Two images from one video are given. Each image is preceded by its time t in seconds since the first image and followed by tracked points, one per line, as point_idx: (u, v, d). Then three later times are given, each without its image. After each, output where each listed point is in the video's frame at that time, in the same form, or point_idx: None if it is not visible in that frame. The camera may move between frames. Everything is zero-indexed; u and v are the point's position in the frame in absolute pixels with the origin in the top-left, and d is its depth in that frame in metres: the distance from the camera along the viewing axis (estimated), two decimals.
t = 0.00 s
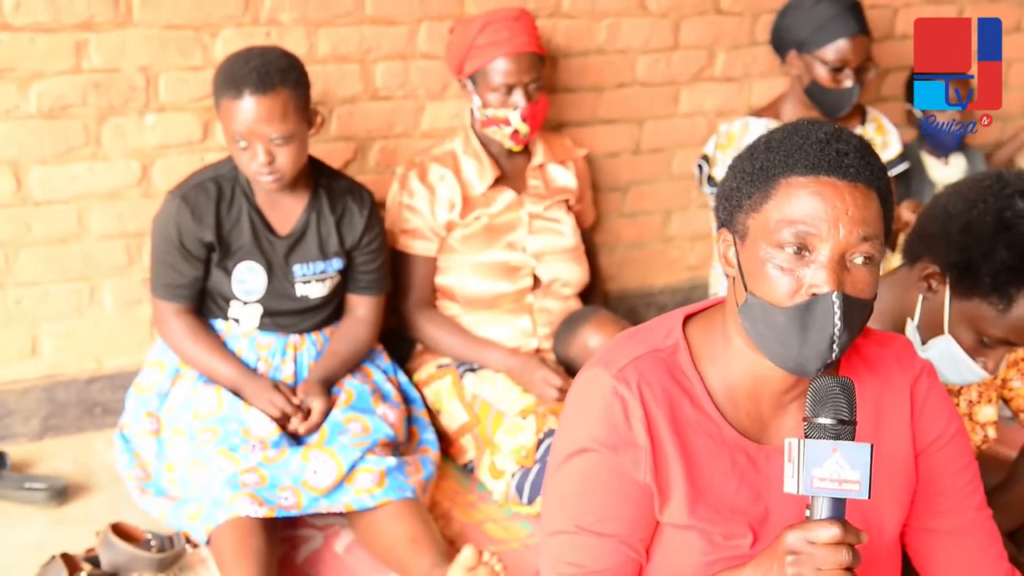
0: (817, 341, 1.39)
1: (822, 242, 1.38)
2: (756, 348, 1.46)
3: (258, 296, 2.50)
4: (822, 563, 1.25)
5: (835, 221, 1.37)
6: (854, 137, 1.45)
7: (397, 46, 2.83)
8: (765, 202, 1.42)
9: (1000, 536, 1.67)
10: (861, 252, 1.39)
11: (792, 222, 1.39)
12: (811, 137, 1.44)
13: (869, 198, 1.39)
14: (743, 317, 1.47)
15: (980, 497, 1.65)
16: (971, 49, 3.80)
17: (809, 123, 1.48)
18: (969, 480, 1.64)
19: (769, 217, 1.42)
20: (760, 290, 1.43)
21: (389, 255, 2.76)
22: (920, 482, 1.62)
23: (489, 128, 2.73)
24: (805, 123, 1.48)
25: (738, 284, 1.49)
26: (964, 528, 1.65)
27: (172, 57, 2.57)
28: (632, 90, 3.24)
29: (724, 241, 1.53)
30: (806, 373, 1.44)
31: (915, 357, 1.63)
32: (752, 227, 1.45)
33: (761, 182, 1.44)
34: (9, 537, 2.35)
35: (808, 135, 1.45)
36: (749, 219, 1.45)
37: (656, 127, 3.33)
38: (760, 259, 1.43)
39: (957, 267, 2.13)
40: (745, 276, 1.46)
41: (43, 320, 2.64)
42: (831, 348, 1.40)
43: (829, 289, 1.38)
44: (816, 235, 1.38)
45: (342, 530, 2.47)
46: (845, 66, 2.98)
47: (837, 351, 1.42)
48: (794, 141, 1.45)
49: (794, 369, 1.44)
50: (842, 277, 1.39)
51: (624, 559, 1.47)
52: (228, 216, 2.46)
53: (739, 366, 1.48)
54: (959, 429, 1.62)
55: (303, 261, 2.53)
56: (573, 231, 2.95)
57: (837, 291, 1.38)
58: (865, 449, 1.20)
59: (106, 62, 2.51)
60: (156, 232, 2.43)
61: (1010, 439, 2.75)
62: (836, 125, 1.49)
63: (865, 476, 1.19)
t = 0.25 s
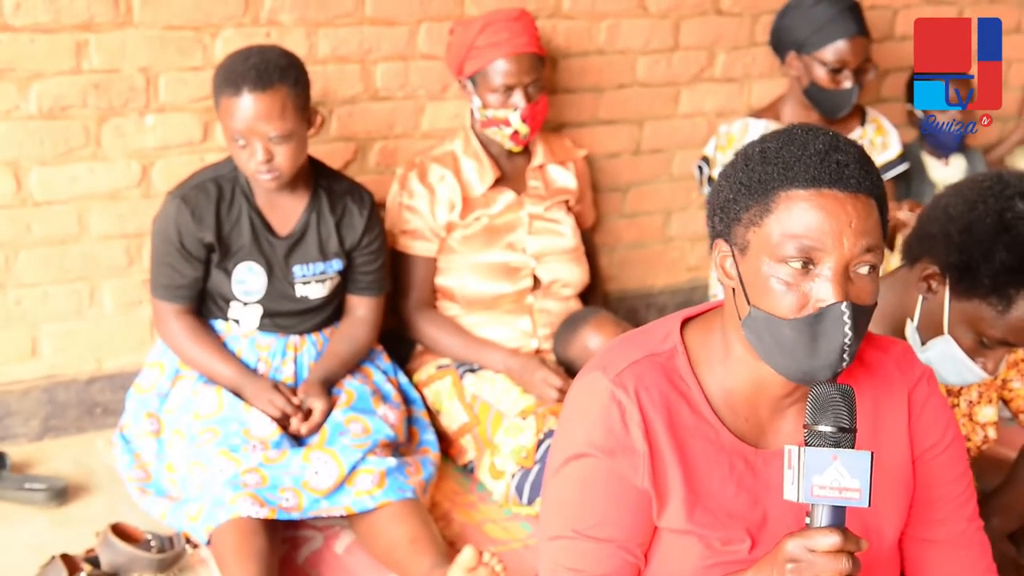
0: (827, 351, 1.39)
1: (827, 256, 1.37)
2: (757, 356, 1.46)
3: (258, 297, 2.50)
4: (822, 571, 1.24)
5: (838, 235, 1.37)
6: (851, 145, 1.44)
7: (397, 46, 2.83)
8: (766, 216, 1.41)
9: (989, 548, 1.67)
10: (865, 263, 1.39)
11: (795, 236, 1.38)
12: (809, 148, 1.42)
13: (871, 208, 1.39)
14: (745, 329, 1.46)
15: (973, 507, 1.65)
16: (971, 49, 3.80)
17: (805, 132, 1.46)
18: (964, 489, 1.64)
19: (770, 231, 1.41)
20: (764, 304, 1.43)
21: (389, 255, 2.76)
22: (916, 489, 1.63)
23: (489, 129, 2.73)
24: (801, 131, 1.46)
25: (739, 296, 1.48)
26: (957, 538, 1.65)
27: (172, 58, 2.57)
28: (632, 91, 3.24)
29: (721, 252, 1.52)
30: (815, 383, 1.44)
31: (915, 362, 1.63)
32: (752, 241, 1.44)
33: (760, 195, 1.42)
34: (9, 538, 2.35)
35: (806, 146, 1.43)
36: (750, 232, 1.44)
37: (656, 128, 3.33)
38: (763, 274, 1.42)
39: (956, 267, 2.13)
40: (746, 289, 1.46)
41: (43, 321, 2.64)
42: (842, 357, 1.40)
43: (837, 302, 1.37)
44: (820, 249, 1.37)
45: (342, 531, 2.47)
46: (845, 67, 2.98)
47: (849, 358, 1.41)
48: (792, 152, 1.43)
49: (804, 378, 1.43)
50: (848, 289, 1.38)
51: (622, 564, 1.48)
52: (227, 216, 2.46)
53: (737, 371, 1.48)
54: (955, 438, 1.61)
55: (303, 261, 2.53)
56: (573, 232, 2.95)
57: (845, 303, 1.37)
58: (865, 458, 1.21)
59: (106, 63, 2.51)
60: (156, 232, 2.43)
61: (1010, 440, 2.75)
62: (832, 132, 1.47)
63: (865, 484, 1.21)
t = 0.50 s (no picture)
0: (836, 364, 1.39)
1: (833, 263, 1.37)
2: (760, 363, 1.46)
3: (258, 297, 2.50)
4: None
5: (845, 240, 1.37)
6: (850, 149, 1.44)
7: (397, 46, 2.83)
8: (771, 223, 1.40)
9: (982, 555, 1.67)
10: (869, 267, 1.39)
11: (801, 243, 1.38)
12: (811, 154, 1.42)
13: (873, 212, 1.39)
14: (751, 341, 1.45)
15: (968, 516, 1.65)
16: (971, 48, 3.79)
17: (805, 137, 1.46)
18: (961, 497, 1.63)
19: (776, 238, 1.40)
20: (771, 313, 1.42)
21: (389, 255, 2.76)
22: (914, 497, 1.62)
23: (489, 129, 2.73)
24: (800, 136, 1.46)
25: (742, 303, 1.47)
26: (952, 547, 1.65)
27: (172, 58, 2.57)
28: (632, 91, 3.24)
29: (721, 260, 1.50)
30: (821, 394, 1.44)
31: (916, 369, 1.63)
32: (756, 248, 1.43)
33: (763, 202, 1.42)
34: (9, 537, 2.35)
35: (807, 151, 1.43)
36: (753, 240, 1.43)
37: (656, 128, 3.33)
38: (769, 282, 1.41)
39: (957, 267, 2.14)
40: (750, 297, 1.45)
41: (43, 320, 2.64)
42: (850, 368, 1.40)
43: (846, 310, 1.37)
44: (826, 255, 1.37)
45: (342, 531, 2.47)
46: (845, 67, 2.98)
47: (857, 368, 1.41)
48: (793, 157, 1.43)
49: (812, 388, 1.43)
50: (854, 295, 1.38)
51: (621, 570, 1.48)
52: (227, 216, 2.46)
53: (736, 377, 1.48)
54: (954, 445, 1.61)
55: (303, 261, 2.53)
56: (573, 232, 2.95)
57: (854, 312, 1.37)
58: (866, 465, 1.21)
59: (106, 62, 2.51)
60: (155, 232, 2.43)
61: (1010, 440, 2.75)
62: (830, 137, 1.47)
63: (866, 491, 1.20)
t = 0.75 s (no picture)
0: (829, 350, 1.40)
1: (817, 250, 1.37)
2: (751, 356, 1.46)
3: (257, 296, 2.50)
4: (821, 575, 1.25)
5: (827, 227, 1.37)
6: (823, 138, 1.45)
7: (397, 46, 2.84)
8: (752, 217, 1.40)
9: (993, 538, 1.67)
10: (853, 252, 1.40)
11: (784, 234, 1.38)
12: (787, 145, 1.42)
13: (851, 197, 1.40)
14: (742, 336, 1.45)
15: (974, 499, 1.65)
16: (971, 48, 3.79)
17: (778, 129, 1.46)
18: (962, 483, 1.63)
19: (758, 231, 1.40)
20: (760, 305, 1.42)
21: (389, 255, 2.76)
22: (911, 486, 1.63)
23: (489, 129, 2.73)
24: (774, 129, 1.46)
25: (730, 297, 1.47)
26: (957, 532, 1.65)
27: (172, 57, 2.57)
28: (632, 90, 3.24)
29: (704, 257, 1.50)
30: (817, 381, 1.44)
31: (906, 358, 1.63)
32: (739, 242, 1.43)
33: (743, 196, 1.42)
34: (9, 537, 2.35)
35: (782, 142, 1.43)
36: (736, 234, 1.43)
37: (656, 127, 3.33)
38: (755, 275, 1.41)
39: (957, 264, 2.14)
40: (738, 291, 1.45)
41: (43, 319, 2.64)
42: (843, 352, 1.40)
43: (834, 296, 1.38)
44: (810, 243, 1.37)
45: (342, 530, 2.47)
46: (845, 67, 2.98)
47: (848, 352, 1.42)
48: (770, 149, 1.43)
49: (806, 377, 1.43)
50: (841, 280, 1.39)
51: (617, 571, 1.47)
52: (227, 216, 2.46)
53: (727, 375, 1.49)
54: (950, 431, 1.61)
55: (303, 261, 2.53)
56: (573, 231, 2.95)
57: (842, 297, 1.38)
58: (861, 460, 1.21)
59: (105, 62, 2.51)
60: (155, 232, 2.43)
61: (1011, 439, 2.75)
62: (802, 127, 1.48)
63: (862, 487, 1.20)
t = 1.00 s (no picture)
0: (822, 336, 1.39)
1: (810, 242, 1.38)
2: (746, 347, 1.46)
3: (257, 294, 2.51)
4: (814, 562, 1.25)
5: (820, 219, 1.37)
6: (819, 130, 1.45)
7: (397, 44, 2.84)
8: (745, 208, 1.41)
9: (991, 522, 1.67)
10: (846, 244, 1.39)
11: (777, 225, 1.38)
12: (781, 136, 1.42)
13: (845, 190, 1.40)
14: (735, 324, 1.45)
15: (971, 484, 1.65)
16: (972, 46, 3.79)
17: (773, 121, 1.46)
18: (958, 469, 1.63)
19: (751, 222, 1.40)
20: (752, 296, 1.42)
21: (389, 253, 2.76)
22: (907, 474, 1.63)
23: (488, 127, 2.73)
24: (769, 120, 1.47)
25: (723, 288, 1.47)
26: (955, 517, 1.66)
27: (172, 54, 2.57)
28: (632, 88, 3.24)
29: (698, 247, 1.51)
30: (810, 368, 1.43)
31: (897, 347, 1.64)
32: (732, 233, 1.43)
33: (736, 187, 1.42)
34: (9, 534, 2.35)
35: (776, 134, 1.44)
36: (729, 225, 1.43)
37: (656, 125, 3.33)
38: (748, 265, 1.42)
39: (956, 261, 2.14)
40: (730, 281, 1.45)
41: (43, 317, 2.64)
42: (836, 339, 1.40)
43: (826, 286, 1.38)
44: (802, 235, 1.37)
45: (342, 527, 2.48)
46: (844, 65, 2.98)
47: (842, 340, 1.41)
48: (764, 141, 1.43)
49: (799, 365, 1.43)
50: (834, 272, 1.39)
51: (613, 562, 1.47)
52: (226, 214, 2.46)
53: (721, 367, 1.49)
54: (944, 418, 1.61)
55: (302, 259, 2.53)
56: (573, 229, 2.95)
57: (834, 285, 1.38)
58: (855, 447, 1.20)
59: (106, 59, 2.51)
60: (155, 230, 2.43)
61: (1010, 437, 2.75)
62: (797, 119, 1.48)
63: (855, 474, 1.21)
